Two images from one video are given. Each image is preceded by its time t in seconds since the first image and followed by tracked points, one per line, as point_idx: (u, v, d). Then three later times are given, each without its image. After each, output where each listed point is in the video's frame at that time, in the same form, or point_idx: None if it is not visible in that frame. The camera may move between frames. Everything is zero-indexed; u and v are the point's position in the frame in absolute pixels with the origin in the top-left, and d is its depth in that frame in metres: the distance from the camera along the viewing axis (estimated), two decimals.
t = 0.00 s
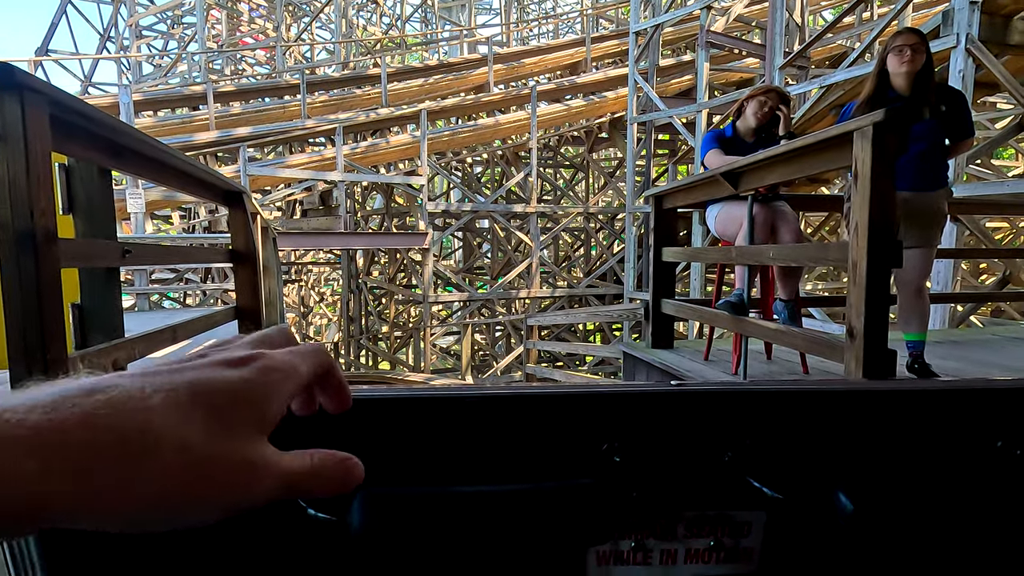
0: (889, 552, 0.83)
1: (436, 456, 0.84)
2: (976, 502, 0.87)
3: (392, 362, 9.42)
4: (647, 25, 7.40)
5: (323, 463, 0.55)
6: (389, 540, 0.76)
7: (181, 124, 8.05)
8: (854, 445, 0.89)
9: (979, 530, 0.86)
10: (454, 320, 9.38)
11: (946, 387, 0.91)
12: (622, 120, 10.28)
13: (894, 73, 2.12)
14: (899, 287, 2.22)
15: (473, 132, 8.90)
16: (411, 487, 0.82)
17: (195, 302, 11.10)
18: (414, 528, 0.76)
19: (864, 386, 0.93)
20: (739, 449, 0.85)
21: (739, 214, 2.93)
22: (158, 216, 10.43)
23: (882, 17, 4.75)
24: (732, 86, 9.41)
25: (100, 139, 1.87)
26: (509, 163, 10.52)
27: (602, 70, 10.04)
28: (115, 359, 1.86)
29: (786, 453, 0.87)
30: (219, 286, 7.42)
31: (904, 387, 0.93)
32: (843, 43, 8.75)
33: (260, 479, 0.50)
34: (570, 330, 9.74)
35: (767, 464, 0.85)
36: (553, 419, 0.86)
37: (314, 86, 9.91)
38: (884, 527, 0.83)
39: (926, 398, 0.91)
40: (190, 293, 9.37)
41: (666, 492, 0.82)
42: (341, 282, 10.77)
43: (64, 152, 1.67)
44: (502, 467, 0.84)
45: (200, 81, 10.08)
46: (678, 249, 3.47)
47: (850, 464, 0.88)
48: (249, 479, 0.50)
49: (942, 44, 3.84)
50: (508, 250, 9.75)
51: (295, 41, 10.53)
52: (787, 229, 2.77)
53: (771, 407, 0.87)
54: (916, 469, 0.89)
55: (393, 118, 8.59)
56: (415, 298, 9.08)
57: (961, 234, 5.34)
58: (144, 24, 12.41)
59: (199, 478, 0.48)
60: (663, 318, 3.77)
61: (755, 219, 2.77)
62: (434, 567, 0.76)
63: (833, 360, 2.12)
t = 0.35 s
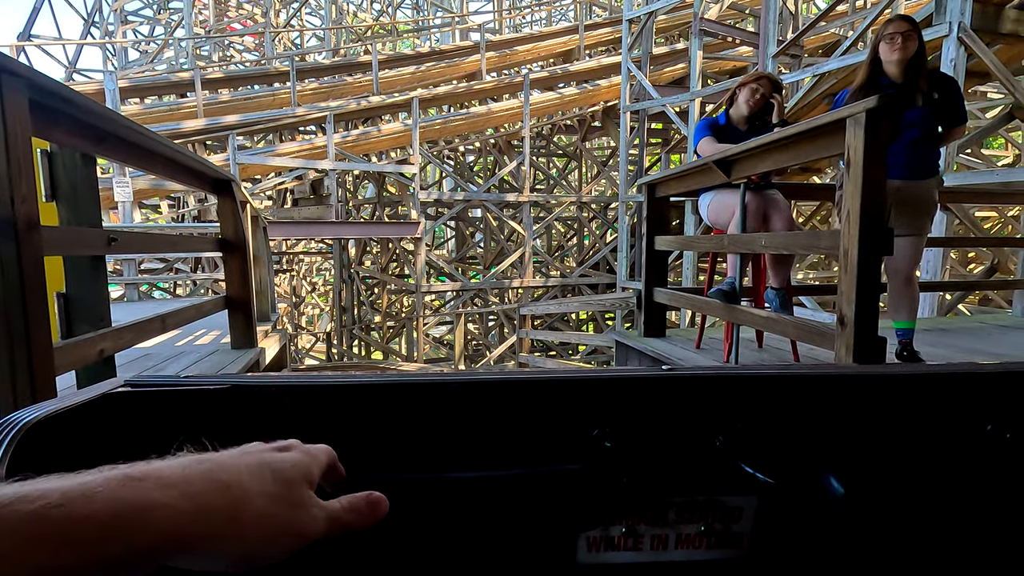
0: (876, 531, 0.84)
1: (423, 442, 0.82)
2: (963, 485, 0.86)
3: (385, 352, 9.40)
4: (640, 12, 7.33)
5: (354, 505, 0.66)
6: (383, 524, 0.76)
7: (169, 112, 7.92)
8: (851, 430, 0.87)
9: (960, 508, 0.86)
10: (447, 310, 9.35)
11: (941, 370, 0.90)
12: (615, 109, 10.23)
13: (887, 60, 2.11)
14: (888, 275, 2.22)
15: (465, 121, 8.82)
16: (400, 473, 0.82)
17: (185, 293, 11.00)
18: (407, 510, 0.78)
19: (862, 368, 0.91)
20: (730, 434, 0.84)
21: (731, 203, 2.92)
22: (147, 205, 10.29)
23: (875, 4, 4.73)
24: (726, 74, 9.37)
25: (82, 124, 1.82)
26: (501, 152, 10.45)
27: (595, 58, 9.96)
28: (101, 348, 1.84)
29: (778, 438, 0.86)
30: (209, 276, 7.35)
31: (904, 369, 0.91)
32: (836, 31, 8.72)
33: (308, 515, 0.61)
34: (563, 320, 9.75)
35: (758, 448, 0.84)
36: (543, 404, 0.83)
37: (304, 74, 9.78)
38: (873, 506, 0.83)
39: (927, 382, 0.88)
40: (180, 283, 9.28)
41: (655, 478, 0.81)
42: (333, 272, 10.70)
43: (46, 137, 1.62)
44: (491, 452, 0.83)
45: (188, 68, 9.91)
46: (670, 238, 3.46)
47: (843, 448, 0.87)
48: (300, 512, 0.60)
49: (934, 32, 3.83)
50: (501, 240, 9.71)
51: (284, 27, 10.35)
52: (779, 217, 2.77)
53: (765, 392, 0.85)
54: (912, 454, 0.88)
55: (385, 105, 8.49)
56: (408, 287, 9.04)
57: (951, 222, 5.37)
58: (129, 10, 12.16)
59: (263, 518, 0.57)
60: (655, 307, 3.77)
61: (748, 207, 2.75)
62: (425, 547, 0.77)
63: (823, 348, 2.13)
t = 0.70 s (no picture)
0: (866, 518, 0.85)
1: (419, 434, 0.82)
2: (946, 472, 0.88)
3: (381, 344, 9.40)
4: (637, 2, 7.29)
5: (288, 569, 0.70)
6: (380, 516, 0.76)
7: (161, 102, 7.84)
8: (851, 423, 0.86)
9: (946, 494, 0.88)
10: (443, 302, 9.34)
11: (944, 362, 0.87)
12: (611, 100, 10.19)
13: (882, 52, 2.10)
14: (882, 267, 2.23)
15: (460, 112, 8.76)
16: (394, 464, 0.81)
17: (179, 285, 10.94)
18: (401, 506, 0.76)
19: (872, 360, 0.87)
20: (726, 425, 0.84)
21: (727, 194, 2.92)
22: (139, 196, 10.20)
23: None
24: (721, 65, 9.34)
25: (72, 115, 1.80)
26: (497, 143, 10.40)
27: (591, 49, 9.90)
28: (97, 341, 1.83)
29: (775, 430, 0.85)
30: (202, 268, 7.30)
31: (904, 358, 0.89)
32: (832, 22, 8.70)
33: None
34: (558, 311, 9.77)
35: (755, 439, 0.84)
36: (540, 398, 0.82)
37: (298, 64, 9.69)
38: (865, 495, 0.84)
39: (927, 373, 0.86)
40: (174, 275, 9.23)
41: (652, 468, 0.83)
42: (328, 264, 10.67)
43: (36, 128, 1.60)
44: (488, 444, 0.82)
45: (180, 57, 9.79)
46: (665, 229, 3.46)
47: (841, 438, 0.86)
48: None
49: (930, 24, 3.82)
50: (496, 232, 9.69)
51: (277, 16, 10.23)
52: (776, 209, 2.79)
53: (764, 384, 0.83)
54: (909, 444, 0.87)
55: (379, 96, 8.42)
56: (403, 279, 9.03)
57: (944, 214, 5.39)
58: None
59: None
60: (651, 298, 3.78)
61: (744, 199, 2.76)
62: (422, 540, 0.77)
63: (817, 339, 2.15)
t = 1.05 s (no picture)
0: (869, 507, 0.85)
1: (420, 422, 0.82)
2: (949, 463, 0.87)
3: (385, 337, 9.43)
4: None
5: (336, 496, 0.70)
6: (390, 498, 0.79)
7: (165, 95, 7.84)
8: (852, 413, 0.86)
9: (950, 487, 0.87)
10: (446, 295, 9.35)
11: (944, 354, 0.87)
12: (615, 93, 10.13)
13: (889, 43, 2.09)
14: (887, 260, 2.22)
15: (464, 105, 8.72)
16: (397, 453, 0.81)
17: (184, 278, 10.98)
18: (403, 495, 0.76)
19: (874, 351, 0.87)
20: (727, 415, 0.84)
21: (730, 187, 2.91)
22: (144, 190, 10.24)
23: None
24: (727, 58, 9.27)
25: (76, 108, 1.80)
26: (500, 136, 10.37)
27: (595, 41, 9.84)
28: (102, 333, 1.85)
29: (776, 419, 0.85)
30: (207, 261, 7.33)
31: (907, 350, 0.89)
32: (839, 14, 8.62)
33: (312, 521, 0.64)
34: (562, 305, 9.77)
35: (756, 428, 0.84)
36: (540, 387, 0.82)
37: (301, 57, 9.67)
38: (865, 485, 0.85)
39: (928, 364, 0.87)
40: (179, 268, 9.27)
41: (653, 458, 0.83)
42: (331, 258, 10.69)
43: (40, 121, 1.60)
44: (489, 431, 0.82)
45: (183, 51, 9.78)
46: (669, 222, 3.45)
47: (842, 427, 0.86)
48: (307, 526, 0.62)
49: (937, 15, 3.79)
50: (499, 225, 9.69)
51: (280, 9, 10.21)
52: (782, 201, 2.79)
53: (765, 373, 0.83)
54: (910, 434, 0.87)
55: (383, 89, 8.40)
56: (407, 272, 9.05)
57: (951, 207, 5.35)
58: None
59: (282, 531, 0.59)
60: (654, 292, 3.77)
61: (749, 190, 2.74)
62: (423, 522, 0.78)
63: (821, 332, 2.14)
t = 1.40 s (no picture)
0: (891, 511, 0.83)
1: (435, 421, 0.81)
2: (974, 465, 0.84)
3: (396, 337, 9.46)
4: None
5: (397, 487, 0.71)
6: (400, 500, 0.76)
7: (181, 97, 7.93)
8: (875, 413, 0.83)
9: (978, 491, 0.85)
10: (458, 295, 9.36)
11: (969, 353, 0.85)
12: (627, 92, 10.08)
13: (914, 36, 2.04)
14: (906, 259, 2.18)
15: (476, 105, 8.72)
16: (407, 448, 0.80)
17: (200, 278, 11.11)
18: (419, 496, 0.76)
19: (897, 351, 0.85)
20: (746, 415, 0.82)
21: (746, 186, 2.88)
22: (160, 191, 10.37)
23: None
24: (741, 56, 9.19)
25: (94, 108, 1.82)
26: (512, 136, 10.36)
27: (607, 40, 9.80)
28: (120, 331, 1.87)
29: (796, 419, 0.83)
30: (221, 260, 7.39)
31: (932, 350, 0.87)
32: (856, 10, 8.50)
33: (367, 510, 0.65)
34: (574, 305, 9.75)
35: (775, 429, 0.82)
36: (556, 386, 0.81)
37: (315, 58, 9.74)
38: (891, 487, 0.82)
39: (950, 363, 0.85)
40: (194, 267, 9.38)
41: (670, 458, 0.82)
42: (344, 258, 10.75)
43: (60, 122, 1.62)
44: (504, 430, 0.82)
45: (199, 53, 9.89)
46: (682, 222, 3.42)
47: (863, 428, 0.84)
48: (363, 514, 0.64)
49: (958, 10, 3.71)
50: (511, 225, 9.68)
51: (294, 11, 10.28)
52: (798, 203, 2.78)
53: (784, 373, 0.82)
54: (935, 435, 0.84)
55: (395, 90, 8.42)
56: (419, 272, 9.07)
57: (972, 207, 5.25)
58: None
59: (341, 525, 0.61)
60: (667, 292, 3.75)
61: (765, 189, 2.71)
62: (434, 522, 0.77)
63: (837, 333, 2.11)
